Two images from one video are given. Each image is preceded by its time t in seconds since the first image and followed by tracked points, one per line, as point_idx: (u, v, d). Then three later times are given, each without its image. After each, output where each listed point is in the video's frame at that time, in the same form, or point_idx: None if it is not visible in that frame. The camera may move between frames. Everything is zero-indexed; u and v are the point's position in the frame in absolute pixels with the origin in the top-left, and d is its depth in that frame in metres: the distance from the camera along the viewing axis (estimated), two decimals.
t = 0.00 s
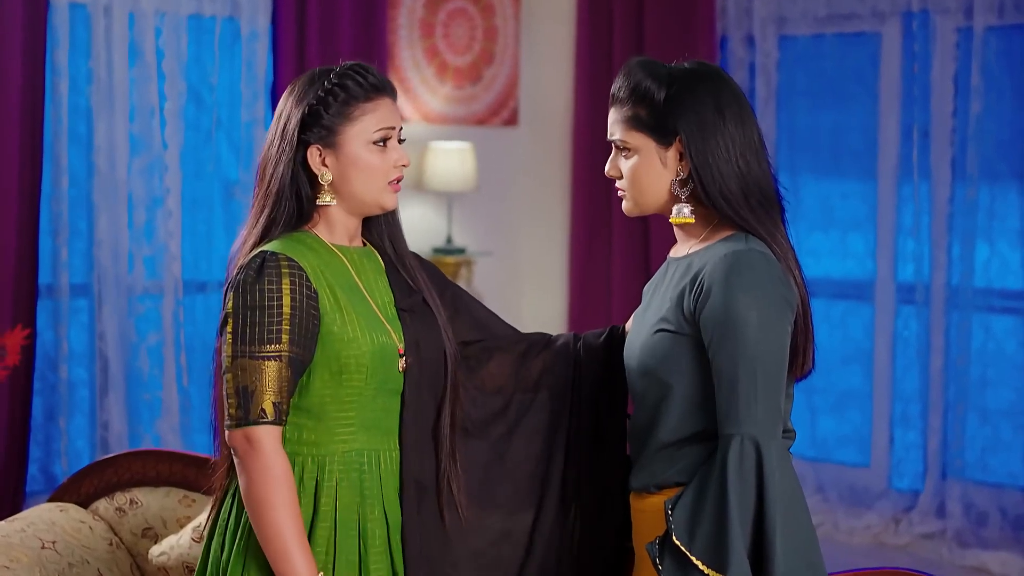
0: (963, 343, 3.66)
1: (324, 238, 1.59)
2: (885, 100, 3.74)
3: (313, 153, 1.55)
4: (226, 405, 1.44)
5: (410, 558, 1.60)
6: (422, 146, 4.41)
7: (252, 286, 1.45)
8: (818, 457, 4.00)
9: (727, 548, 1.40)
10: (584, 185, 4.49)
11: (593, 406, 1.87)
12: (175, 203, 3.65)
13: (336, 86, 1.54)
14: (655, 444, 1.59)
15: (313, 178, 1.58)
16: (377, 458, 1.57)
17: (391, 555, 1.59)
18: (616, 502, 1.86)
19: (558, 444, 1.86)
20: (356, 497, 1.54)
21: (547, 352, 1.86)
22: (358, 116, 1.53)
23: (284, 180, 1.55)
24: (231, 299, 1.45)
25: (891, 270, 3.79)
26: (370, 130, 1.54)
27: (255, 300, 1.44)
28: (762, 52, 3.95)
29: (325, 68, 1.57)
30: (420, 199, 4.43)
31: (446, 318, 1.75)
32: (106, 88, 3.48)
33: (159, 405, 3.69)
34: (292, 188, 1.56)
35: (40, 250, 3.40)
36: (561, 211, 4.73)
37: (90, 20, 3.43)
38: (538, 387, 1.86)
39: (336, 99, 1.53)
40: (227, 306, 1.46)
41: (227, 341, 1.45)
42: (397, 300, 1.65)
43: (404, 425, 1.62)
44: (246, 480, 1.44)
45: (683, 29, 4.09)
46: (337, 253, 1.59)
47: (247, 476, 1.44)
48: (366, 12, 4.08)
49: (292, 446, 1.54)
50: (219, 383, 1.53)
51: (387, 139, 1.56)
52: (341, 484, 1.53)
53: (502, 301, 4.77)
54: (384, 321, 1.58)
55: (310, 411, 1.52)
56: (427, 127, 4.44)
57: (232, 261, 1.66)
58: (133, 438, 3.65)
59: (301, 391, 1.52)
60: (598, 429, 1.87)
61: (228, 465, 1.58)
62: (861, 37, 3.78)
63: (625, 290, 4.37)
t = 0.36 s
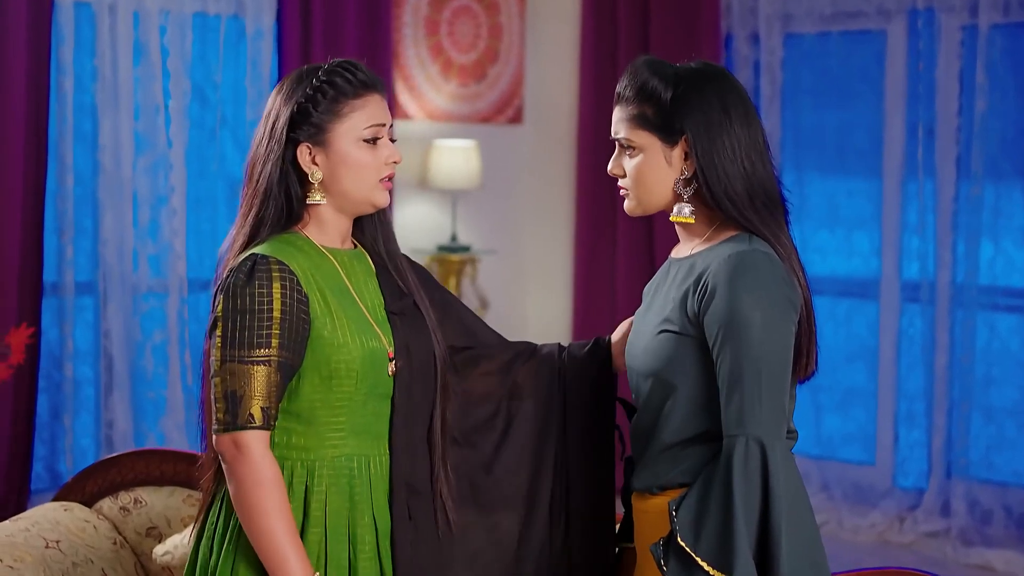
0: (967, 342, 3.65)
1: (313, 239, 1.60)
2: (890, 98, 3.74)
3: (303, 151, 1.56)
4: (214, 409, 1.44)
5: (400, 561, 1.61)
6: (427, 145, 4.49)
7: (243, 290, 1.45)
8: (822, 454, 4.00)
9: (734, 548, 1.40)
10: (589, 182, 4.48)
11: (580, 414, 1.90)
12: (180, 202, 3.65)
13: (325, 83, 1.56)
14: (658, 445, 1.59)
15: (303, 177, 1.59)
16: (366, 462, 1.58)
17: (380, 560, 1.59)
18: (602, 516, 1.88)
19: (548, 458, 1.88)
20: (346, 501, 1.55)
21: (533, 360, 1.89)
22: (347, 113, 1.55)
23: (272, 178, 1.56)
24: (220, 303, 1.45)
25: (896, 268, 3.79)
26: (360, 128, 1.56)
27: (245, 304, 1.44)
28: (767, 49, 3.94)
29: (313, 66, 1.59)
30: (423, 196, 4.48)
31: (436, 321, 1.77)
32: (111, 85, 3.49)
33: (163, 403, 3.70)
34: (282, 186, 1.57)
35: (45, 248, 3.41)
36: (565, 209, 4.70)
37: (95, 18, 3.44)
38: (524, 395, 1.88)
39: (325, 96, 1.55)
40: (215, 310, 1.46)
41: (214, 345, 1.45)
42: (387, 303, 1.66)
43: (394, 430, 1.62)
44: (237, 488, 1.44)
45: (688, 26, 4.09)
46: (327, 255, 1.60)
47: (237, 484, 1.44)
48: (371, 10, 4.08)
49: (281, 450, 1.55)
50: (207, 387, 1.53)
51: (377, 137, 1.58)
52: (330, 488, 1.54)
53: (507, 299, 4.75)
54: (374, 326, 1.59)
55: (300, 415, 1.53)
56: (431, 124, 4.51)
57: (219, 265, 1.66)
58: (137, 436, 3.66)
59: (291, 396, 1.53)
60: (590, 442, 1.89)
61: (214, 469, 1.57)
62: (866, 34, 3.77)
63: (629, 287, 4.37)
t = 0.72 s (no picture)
0: (974, 342, 3.64)
1: (302, 245, 1.53)
2: (896, 97, 3.73)
3: (295, 153, 1.50)
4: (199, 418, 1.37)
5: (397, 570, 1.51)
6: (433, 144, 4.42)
7: (232, 298, 1.38)
8: (829, 454, 3.99)
9: (739, 549, 1.40)
10: (595, 182, 4.48)
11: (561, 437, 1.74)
12: (187, 201, 3.67)
13: (320, 85, 1.49)
14: (661, 447, 1.59)
15: (294, 179, 1.52)
16: (358, 474, 1.50)
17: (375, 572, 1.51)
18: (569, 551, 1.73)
19: (505, 508, 1.70)
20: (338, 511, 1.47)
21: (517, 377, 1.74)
22: (342, 116, 1.49)
23: (263, 179, 1.50)
24: (207, 310, 1.38)
25: (903, 267, 3.78)
26: (355, 132, 1.49)
27: (233, 312, 1.37)
28: (773, 48, 3.93)
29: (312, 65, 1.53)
30: (430, 195, 4.43)
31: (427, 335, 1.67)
32: (117, 85, 3.49)
33: (170, 402, 3.72)
34: (271, 188, 1.51)
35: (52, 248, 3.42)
36: (572, 210, 4.71)
37: (101, 17, 3.44)
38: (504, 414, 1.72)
39: (321, 99, 1.49)
40: (203, 318, 1.39)
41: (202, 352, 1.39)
42: (377, 310, 1.59)
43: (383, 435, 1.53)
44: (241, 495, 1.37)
45: (695, 26, 4.08)
46: (316, 263, 1.52)
47: (238, 492, 1.37)
48: (377, 9, 4.08)
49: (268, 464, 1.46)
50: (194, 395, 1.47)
51: (372, 142, 1.51)
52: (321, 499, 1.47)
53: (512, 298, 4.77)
54: (364, 332, 1.51)
55: (289, 426, 1.46)
56: (437, 124, 4.44)
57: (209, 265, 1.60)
58: (144, 435, 3.67)
59: (279, 407, 1.45)
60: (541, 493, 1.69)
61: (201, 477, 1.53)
62: (873, 33, 3.76)
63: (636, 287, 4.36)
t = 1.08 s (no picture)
0: (975, 343, 3.64)
1: (292, 245, 1.51)
2: (897, 98, 3.73)
3: (272, 160, 1.49)
4: (194, 416, 1.38)
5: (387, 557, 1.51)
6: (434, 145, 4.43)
7: (220, 295, 1.38)
8: (830, 455, 3.99)
9: (734, 549, 1.40)
10: (595, 182, 4.48)
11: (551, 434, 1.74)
12: (187, 201, 3.67)
13: (295, 93, 1.46)
14: (656, 447, 1.59)
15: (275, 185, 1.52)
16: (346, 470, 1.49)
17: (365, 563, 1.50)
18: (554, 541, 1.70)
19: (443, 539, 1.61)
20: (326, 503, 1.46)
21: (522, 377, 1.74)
22: (314, 126, 1.45)
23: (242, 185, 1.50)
24: (197, 310, 1.39)
25: (903, 268, 3.77)
26: (328, 141, 1.45)
27: (223, 310, 1.38)
28: (774, 49, 3.93)
29: (295, 70, 1.50)
30: (430, 196, 4.44)
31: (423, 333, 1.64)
32: (118, 85, 3.49)
33: (170, 402, 3.71)
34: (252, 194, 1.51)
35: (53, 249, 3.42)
36: (572, 212, 4.71)
37: (102, 18, 3.44)
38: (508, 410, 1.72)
39: (294, 107, 1.45)
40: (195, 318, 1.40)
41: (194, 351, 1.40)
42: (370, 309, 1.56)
43: (368, 434, 1.51)
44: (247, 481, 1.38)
45: (696, 27, 4.08)
46: (307, 261, 1.51)
47: (243, 476, 1.37)
48: (378, 10, 4.08)
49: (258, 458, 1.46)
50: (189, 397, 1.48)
51: (347, 150, 1.47)
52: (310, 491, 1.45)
53: (513, 299, 4.77)
54: (354, 331, 1.50)
55: (277, 422, 1.45)
56: (439, 125, 4.45)
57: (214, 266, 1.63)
58: (144, 435, 3.67)
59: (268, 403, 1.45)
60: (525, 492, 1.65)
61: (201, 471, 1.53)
62: (873, 34, 3.76)
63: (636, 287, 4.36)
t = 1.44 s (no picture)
0: (974, 342, 3.64)
1: (321, 245, 1.52)
2: (896, 97, 3.73)
3: (296, 169, 1.51)
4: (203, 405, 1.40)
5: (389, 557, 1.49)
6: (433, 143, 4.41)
7: (237, 286, 1.40)
8: (829, 454, 3.99)
9: (729, 544, 1.40)
10: (594, 181, 4.48)
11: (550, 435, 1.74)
12: (186, 201, 3.67)
13: (311, 103, 1.47)
14: (651, 444, 1.59)
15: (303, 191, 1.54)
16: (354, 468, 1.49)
17: (368, 561, 1.48)
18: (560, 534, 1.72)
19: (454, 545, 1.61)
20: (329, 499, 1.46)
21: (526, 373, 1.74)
22: (329, 134, 1.46)
23: (271, 192, 1.54)
24: (215, 301, 1.41)
25: (903, 267, 3.78)
26: (345, 147, 1.46)
27: (239, 301, 1.40)
28: (773, 49, 3.93)
29: (312, 78, 1.51)
30: (429, 195, 4.44)
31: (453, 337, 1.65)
32: (117, 85, 3.49)
33: (169, 402, 3.71)
34: (282, 200, 1.54)
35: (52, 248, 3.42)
36: (572, 211, 4.71)
37: (101, 18, 3.44)
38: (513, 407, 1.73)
39: (311, 116, 1.47)
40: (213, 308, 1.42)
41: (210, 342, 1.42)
42: (396, 314, 1.56)
43: (377, 434, 1.51)
44: (245, 469, 1.39)
45: (695, 26, 4.08)
46: (332, 261, 1.51)
47: (242, 466, 1.38)
48: (378, 10, 4.08)
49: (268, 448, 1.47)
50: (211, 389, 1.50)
51: (364, 155, 1.47)
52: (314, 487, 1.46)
53: (512, 298, 4.77)
54: (375, 331, 1.49)
55: (288, 415, 1.46)
56: (438, 124, 4.45)
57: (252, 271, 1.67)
58: (143, 434, 3.67)
59: (281, 397, 1.46)
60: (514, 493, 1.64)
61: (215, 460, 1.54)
62: (872, 33, 3.76)
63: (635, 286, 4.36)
